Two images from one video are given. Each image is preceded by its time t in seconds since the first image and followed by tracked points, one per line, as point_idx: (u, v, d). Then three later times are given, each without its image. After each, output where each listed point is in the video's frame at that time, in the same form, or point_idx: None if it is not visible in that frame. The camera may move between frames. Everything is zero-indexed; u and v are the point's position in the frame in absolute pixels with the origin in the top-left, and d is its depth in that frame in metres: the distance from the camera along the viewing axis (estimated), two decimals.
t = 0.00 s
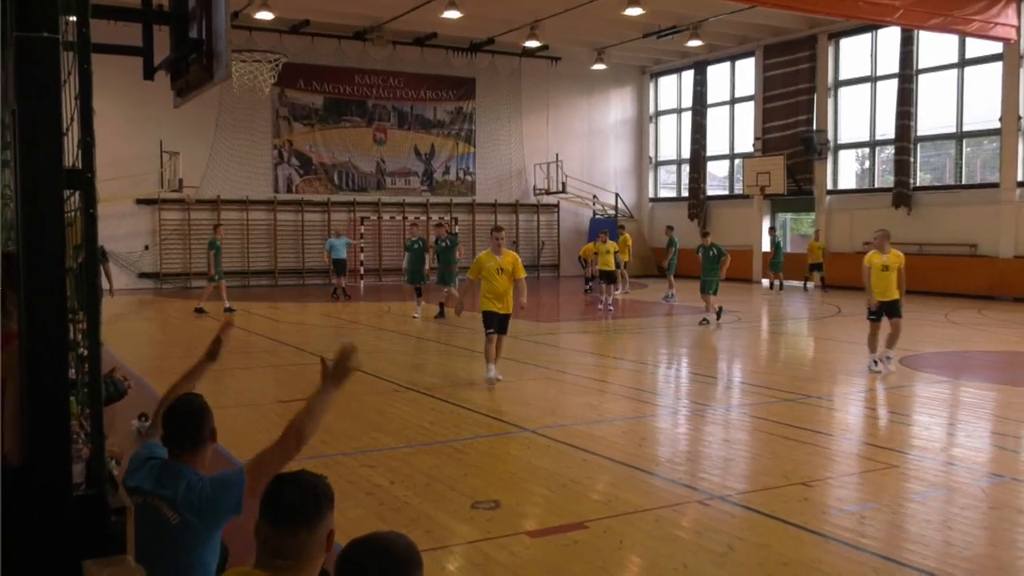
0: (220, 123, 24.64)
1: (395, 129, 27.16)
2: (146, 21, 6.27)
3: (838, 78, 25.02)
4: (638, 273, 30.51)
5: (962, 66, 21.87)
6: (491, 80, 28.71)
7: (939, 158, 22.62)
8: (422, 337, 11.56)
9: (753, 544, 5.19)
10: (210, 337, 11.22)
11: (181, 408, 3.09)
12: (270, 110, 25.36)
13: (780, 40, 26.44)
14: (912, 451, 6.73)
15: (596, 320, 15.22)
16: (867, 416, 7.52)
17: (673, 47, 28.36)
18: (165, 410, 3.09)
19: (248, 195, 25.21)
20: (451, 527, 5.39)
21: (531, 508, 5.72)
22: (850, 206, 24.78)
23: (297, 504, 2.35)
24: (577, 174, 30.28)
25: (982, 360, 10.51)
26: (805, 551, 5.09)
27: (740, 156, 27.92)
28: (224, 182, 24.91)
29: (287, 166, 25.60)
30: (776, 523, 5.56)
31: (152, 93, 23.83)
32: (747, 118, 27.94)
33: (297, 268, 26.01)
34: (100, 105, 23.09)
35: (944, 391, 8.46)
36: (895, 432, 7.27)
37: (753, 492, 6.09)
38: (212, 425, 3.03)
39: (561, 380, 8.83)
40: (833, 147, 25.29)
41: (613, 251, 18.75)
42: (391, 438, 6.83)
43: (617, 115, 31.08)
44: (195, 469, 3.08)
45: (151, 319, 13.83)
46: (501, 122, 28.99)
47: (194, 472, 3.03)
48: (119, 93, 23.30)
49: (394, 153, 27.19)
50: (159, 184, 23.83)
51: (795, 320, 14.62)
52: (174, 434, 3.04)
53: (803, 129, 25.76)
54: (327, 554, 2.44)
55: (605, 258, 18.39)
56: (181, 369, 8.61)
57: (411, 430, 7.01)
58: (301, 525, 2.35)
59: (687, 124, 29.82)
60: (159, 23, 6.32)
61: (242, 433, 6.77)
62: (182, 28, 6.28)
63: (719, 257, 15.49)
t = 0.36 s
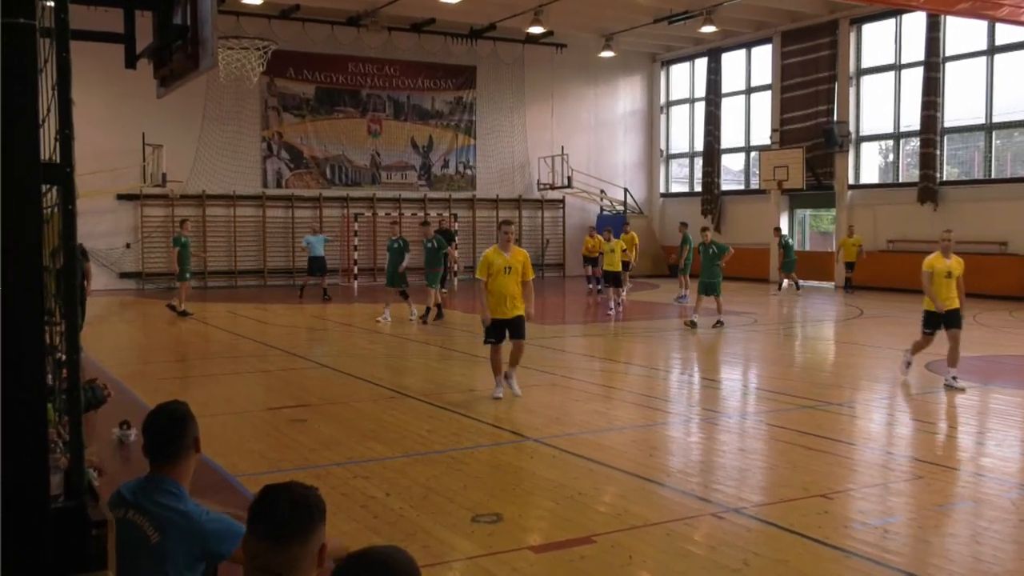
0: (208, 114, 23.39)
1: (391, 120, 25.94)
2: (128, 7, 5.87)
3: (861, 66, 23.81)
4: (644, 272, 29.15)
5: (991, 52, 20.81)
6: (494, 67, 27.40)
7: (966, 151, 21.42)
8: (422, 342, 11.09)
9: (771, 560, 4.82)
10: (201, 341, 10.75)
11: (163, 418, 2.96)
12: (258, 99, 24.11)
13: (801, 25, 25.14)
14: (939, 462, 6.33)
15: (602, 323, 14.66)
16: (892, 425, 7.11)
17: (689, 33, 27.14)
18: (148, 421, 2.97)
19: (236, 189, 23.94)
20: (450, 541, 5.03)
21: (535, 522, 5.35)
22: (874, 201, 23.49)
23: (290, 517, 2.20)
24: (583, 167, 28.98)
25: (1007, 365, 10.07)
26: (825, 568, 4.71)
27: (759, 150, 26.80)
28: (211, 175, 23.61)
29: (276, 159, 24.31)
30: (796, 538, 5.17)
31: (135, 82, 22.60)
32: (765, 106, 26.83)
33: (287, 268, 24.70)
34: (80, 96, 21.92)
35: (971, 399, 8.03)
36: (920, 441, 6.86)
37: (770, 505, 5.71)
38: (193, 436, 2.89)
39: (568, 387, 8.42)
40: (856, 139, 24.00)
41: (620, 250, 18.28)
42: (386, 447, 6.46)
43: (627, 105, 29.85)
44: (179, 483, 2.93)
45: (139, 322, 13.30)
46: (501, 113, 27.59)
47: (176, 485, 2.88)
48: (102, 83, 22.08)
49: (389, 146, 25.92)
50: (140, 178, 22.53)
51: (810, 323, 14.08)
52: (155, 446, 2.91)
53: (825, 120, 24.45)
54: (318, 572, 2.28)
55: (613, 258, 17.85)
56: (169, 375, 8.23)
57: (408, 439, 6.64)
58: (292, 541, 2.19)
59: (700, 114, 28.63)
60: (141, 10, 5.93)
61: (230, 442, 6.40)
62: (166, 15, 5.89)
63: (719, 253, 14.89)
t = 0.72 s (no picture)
0: (202, 110, 23.16)
1: (389, 116, 25.72)
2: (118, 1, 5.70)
3: (872, 60, 23.46)
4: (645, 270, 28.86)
5: (1006, 46, 20.47)
6: (495, 61, 27.17)
7: (980, 147, 21.24)
8: (421, 342, 10.92)
9: (780, 566, 4.66)
10: (197, 342, 10.58)
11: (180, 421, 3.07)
12: (254, 94, 23.89)
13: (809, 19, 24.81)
14: (952, 467, 6.17)
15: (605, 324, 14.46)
16: (904, 428, 6.95)
17: (695, 27, 26.81)
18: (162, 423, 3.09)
19: (232, 186, 23.71)
20: (451, 548, 4.88)
21: (538, 528, 5.20)
22: (886, 199, 23.25)
23: (287, 521, 2.23)
24: (587, 165, 28.68)
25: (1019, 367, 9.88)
26: None
27: (767, 146, 26.48)
28: (206, 172, 23.35)
29: (272, 156, 24.12)
30: (807, 544, 5.01)
31: (127, 78, 22.40)
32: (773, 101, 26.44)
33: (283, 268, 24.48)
34: (74, 92, 21.67)
35: (985, 401, 7.86)
36: (933, 444, 6.69)
37: (779, 511, 5.55)
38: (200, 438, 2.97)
39: (571, 389, 8.26)
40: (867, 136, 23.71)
41: (621, 254, 18.07)
42: (385, 451, 6.31)
43: (631, 101, 29.55)
44: (186, 486, 3.02)
45: (135, 322, 13.12)
46: (502, 109, 27.36)
47: (180, 487, 2.97)
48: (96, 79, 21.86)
49: (388, 143, 25.70)
50: (132, 176, 22.29)
51: (817, 324, 13.88)
52: (166, 446, 3.03)
53: (835, 115, 24.13)
54: None
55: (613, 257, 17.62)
56: (164, 377, 8.08)
57: (407, 442, 6.48)
58: (288, 545, 2.23)
59: (708, 109, 28.38)
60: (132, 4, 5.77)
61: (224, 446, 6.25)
62: (158, 7, 5.71)
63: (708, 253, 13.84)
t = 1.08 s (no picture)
0: (200, 106, 23.02)
1: (391, 112, 25.55)
2: None
3: (885, 55, 23.22)
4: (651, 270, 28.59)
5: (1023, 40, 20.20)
6: (499, 57, 26.99)
7: (996, 144, 21.01)
8: (426, 343, 10.77)
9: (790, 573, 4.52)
10: (196, 343, 10.46)
11: (187, 426, 3.06)
12: (253, 90, 23.73)
13: (819, 12, 24.59)
14: (968, 471, 6.01)
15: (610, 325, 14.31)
16: (918, 432, 6.79)
17: (704, 21, 26.57)
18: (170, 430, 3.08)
19: (230, 183, 23.58)
20: (454, 552, 4.75)
21: (542, 533, 5.07)
22: (899, 196, 23.01)
23: (287, 526, 2.19)
24: (593, 161, 28.46)
25: None
26: None
27: (777, 142, 26.22)
28: (204, 168, 23.24)
29: (271, 153, 23.97)
30: (818, 551, 4.87)
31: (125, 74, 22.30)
32: (784, 97, 26.18)
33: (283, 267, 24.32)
34: (71, 88, 21.58)
35: (1001, 404, 7.68)
36: (948, 448, 6.53)
37: (790, 516, 5.41)
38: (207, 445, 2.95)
39: (577, 391, 8.12)
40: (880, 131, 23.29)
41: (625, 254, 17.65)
42: (388, 454, 6.18)
43: (639, 97, 29.33)
44: (189, 492, 3.00)
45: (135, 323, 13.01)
46: (506, 105, 27.16)
47: (184, 492, 2.95)
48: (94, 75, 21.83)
49: (389, 140, 25.52)
50: (130, 174, 22.18)
51: (829, 325, 13.69)
52: (172, 451, 3.01)
53: (847, 111, 23.92)
54: None
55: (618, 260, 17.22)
56: (163, 379, 7.96)
57: (410, 445, 6.35)
58: (290, 550, 2.19)
59: (716, 105, 28.13)
60: None
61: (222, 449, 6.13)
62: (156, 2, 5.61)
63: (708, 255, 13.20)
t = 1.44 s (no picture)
0: (199, 102, 22.83)
1: (395, 109, 25.33)
2: None
3: (902, 49, 22.95)
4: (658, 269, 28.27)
5: None
6: (505, 51, 26.73)
7: (1016, 140, 20.74)
8: (431, 345, 10.63)
9: None
10: (198, 344, 10.34)
11: (188, 430, 2.93)
12: (255, 86, 23.54)
13: (833, 5, 24.26)
14: (987, 476, 5.87)
15: (617, 326, 14.16)
16: (936, 436, 6.64)
17: (715, 15, 26.25)
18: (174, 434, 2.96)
19: (231, 181, 23.39)
20: (458, 558, 4.63)
21: (549, 537, 4.95)
22: (916, 195, 22.83)
23: (288, 530, 2.09)
24: (602, 158, 28.16)
25: None
26: None
27: (791, 139, 25.90)
28: (203, 165, 23.04)
29: (274, 150, 23.76)
30: (833, 557, 4.74)
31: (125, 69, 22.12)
32: (797, 92, 25.84)
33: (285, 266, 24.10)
34: (70, 85, 21.42)
35: (1019, 407, 7.52)
36: (966, 452, 6.38)
37: (804, 521, 5.27)
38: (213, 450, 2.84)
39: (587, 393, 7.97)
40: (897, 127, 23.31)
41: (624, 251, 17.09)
42: (392, 457, 6.06)
43: (649, 93, 29.04)
44: (195, 498, 2.88)
45: (135, 323, 12.89)
46: (514, 101, 26.89)
47: (190, 498, 2.84)
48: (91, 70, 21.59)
49: (394, 136, 25.27)
50: (129, 172, 21.96)
51: (844, 326, 13.50)
52: (173, 456, 2.89)
53: (862, 106, 23.65)
54: None
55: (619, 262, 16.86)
56: (163, 381, 7.85)
57: (415, 448, 6.22)
58: (291, 556, 2.08)
59: (728, 100, 27.81)
60: None
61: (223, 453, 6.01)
62: None
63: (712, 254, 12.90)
